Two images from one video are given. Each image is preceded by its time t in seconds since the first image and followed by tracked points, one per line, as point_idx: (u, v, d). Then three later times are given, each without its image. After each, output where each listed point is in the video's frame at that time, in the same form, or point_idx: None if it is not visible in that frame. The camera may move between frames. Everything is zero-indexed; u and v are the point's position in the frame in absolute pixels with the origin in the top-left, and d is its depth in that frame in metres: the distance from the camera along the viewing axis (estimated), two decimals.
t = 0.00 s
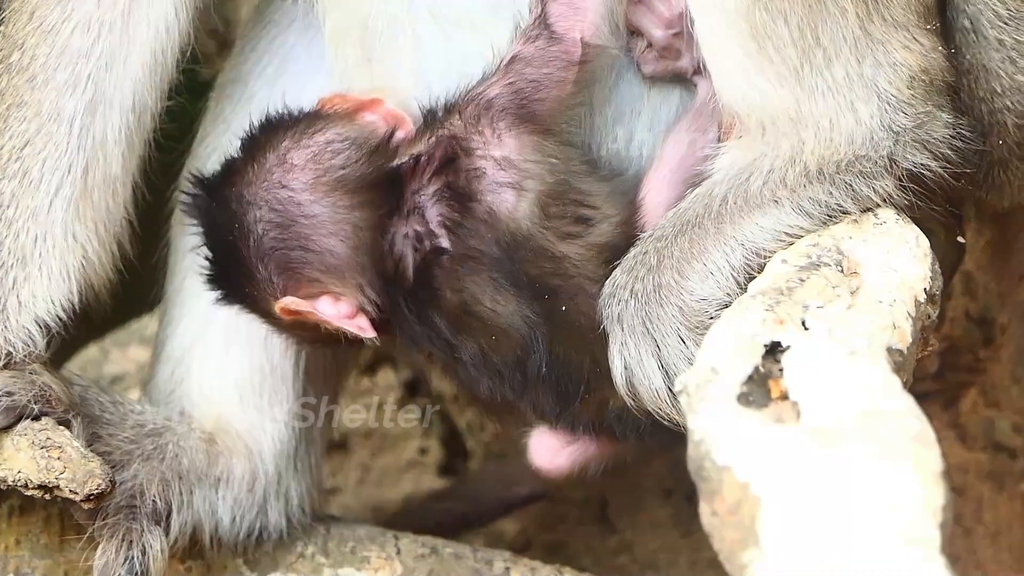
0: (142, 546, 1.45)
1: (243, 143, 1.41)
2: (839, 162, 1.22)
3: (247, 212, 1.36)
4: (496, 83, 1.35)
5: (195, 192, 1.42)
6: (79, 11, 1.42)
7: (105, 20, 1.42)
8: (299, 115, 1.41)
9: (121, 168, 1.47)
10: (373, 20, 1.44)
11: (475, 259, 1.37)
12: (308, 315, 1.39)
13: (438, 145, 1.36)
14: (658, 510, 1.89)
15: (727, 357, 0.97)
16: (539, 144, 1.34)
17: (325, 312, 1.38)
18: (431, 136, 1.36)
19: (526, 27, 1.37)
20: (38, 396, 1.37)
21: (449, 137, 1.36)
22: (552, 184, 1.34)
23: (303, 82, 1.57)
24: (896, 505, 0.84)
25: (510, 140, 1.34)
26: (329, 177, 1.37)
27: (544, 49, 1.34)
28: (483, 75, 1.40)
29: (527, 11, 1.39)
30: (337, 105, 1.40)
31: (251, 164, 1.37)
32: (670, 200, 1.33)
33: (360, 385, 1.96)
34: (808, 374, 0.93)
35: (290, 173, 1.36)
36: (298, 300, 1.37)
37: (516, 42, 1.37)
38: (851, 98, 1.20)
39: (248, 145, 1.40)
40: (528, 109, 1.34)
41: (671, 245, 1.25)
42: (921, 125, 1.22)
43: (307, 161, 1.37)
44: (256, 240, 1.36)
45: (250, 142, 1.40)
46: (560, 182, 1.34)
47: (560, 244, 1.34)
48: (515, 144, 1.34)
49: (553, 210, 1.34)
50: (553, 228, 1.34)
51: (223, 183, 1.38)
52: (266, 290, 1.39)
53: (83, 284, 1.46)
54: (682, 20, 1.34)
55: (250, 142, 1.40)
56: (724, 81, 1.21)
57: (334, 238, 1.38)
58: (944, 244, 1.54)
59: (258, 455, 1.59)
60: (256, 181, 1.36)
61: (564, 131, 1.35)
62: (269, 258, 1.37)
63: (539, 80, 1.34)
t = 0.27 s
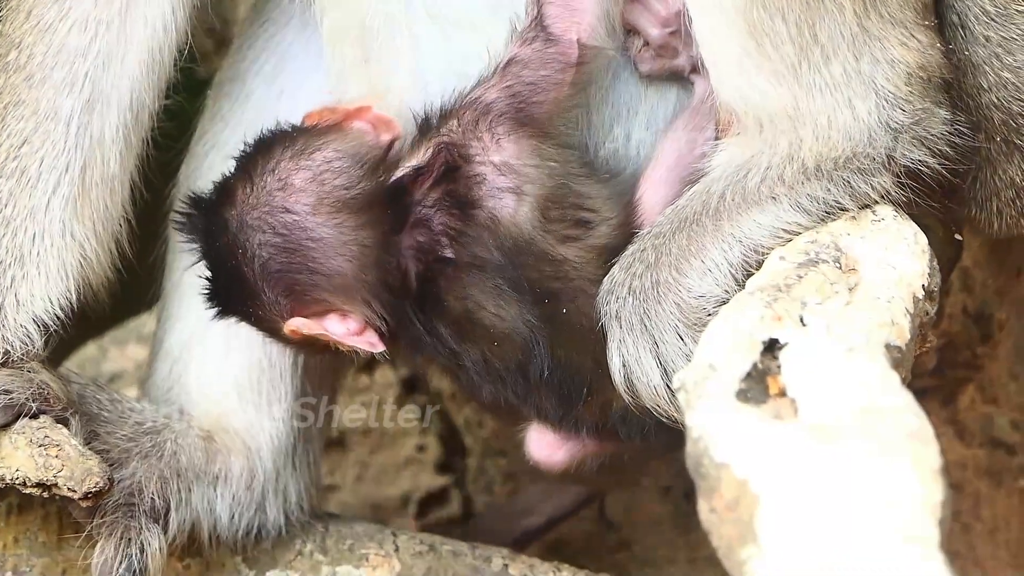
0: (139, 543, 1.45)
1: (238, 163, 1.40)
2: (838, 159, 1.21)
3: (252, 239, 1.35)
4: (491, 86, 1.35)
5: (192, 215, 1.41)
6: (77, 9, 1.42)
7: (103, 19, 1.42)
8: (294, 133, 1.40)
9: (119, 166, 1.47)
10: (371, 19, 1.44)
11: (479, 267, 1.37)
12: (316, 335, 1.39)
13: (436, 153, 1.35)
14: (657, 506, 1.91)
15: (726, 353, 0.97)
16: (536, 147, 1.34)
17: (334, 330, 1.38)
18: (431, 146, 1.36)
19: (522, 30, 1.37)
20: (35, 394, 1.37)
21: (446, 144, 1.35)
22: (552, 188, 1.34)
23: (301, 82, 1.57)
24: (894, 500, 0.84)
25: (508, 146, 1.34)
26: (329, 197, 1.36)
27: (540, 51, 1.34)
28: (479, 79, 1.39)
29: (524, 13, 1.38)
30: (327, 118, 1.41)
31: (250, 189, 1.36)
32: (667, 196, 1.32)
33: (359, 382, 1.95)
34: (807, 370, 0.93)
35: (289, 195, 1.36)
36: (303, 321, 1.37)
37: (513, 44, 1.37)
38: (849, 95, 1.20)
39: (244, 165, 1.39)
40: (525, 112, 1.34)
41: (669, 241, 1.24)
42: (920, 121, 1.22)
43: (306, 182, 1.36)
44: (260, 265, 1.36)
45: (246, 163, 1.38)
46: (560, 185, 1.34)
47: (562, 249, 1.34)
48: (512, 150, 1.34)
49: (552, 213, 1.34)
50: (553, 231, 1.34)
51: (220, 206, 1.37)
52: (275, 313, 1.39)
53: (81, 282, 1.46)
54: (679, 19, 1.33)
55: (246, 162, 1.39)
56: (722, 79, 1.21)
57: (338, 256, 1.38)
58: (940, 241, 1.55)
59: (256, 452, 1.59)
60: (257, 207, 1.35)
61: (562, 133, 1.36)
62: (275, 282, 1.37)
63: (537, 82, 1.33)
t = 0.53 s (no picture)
0: (138, 541, 1.45)
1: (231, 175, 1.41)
2: (837, 156, 1.21)
3: (249, 249, 1.36)
4: (490, 83, 1.35)
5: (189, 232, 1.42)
6: (76, 7, 1.42)
7: (101, 16, 1.41)
8: (284, 140, 1.40)
9: (117, 164, 1.46)
10: (370, 18, 1.43)
11: (476, 269, 1.37)
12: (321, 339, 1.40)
13: (432, 155, 1.35)
14: (655, 505, 1.90)
15: (725, 351, 0.97)
16: (532, 147, 1.34)
17: (338, 335, 1.39)
18: (427, 146, 1.36)
19: (520, 29, 1.37)
20: (34, 392, 1.37)
21: (443, 145, 1.35)
22: (550, 188, 1.33)
23: (298, 79, 1.57)
24: (893, 494, 0.84)
25: (504, 146, 1.34)
26: (323, 200, 1.37)
27: (538, 49, 1.34)
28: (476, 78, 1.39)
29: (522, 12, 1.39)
30: (316, 123, 1.42)
31: (244, 200, 1.37)
32: (662, 195, 1.32)
33: (358, 380, 1.94)
34: (806, 368, 0.93)
35: (282, 202, 1.36)
36: (308, 327, 1.39)
37: (510, 43, 1.37)
38: (849, 91, 1.19)
39: (236, 175, 1.40)
40: (523, 111, 1.34)
41: (667, 238, 1.25)
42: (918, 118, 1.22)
43: (298, 187, 1.37)
44: (260, 273, 1.37)
45: (238, 173, 1.39)
46: (557, 185, 1.33)
47: (559, 250, 1.34)
48: (509, 150, 1.34)
49: (551, 215, 1.33)
50: (551, 232, 1.34)
51: (215, 217, 1.38)
52: (279, 321, 1.40)
53: (80, 280, 1.46)
54: (678, 16, 1.33)
55: (239, 172, 1.40)
56: (721, 77, 1.21)
57: (336, 257, 1.38)
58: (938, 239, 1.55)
59: (254, 450, 1.59)
60: (252, 217, 1.36)
61: (559, 133, 1.35)
62: (277, 289, 1.38)
63: (534, 81, 1.33)
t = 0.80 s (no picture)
0: (137, 537, 1.45)
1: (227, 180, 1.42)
2: (839, 154, 1.21)
3: (249, 253, 1.38)
4: (489, 78, 1.35)
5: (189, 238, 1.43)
6: (75, 4, 1.42)
7: (101, 14, 1.42)
8: (278, 142, 1.41)
9: (117, 161, 1.46)
10: (370, 13, 1.43)
11: (473, 266, 1.36)
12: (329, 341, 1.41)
13: (431, 153, 1.35)
14: (655, 501, 1.91)
15: (724, 347, 0.97)
16: (529, 144, 1.34)
17: (344, 333, 1.40)
18: (425, 143, 1.36)
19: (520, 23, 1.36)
20: (33, 389, 1.37)
21: (440, 142, 1.35)
22: (548, 187, 1.33)
23: (298, 76, 1.57)
24: (891, 490, 0.84)
25: (501, 143, 1.34)
26: (319, 200, 1.38)
27: (537, 44, 1.34)
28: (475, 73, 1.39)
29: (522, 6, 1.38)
30: (309, 124, 1.42)
31: (241, 206, 1.38)
32: (661, 190, 1.32)
33: (356, 377, 1.98)
34: (806, 365, 0.93)
35: (280, 205, 1.38)
36: (312, 328, 1.40)
37: (509, 37, 1.37)
38: (851, 89, 1.20)
39: (232, 179, 1.41)
40: (521, 107, 1.33)
41: (667, 234, 1.24)
42: (919, 117, 1.22)
43: (294, 190, 1.38)
44: (260, 277, 1.39)
45: (234, 178, 1.40)
46: (554, 183, 1.33)
47: (553, 250, 1.33)
48: (507, 147, 1.34)
49: (549, 214, 1.33)
50: (548, 231, 1.33)
51: (214, 224, 1.39)
52: (282, 324, 1.42)
53: (79, 277, 1.46)
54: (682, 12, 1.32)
55: (235, 176, 1.41)
56: (723, 72, 1.20)
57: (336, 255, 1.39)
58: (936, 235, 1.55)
59: (254, 447, 1.59)
60: (250, 222, 1.37)
61: (557, 131, 1.35)
62: (279, 292, 1.40)
63: (533, 76, 1.33)
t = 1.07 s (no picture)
0: (138, 535, 1.46)
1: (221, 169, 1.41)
2: (839, 151, 1.21)
3: (243, 243, 1.37)
4: (483, 75, 1.35)
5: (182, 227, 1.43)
6: (75, 2, 1.42)
7: (102, 12, 1.41)
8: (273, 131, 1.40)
9: (117, 159, 1.46)
10: (371, 11, 1.43)
11: (462, 264, 1.36)
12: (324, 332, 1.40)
13: (426, 146, 1.36)
14: (656, 498, 1.92)
15: (723, 344, 0.97)
16: (521, 142, 1.34)
17: (337, 323, 1.39)
18: (418, 138, 1.37)
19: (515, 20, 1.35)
20: (33, 386, 1.37)
21: (434, 138, 1.36)
22: (537, 187, 1.33)
23: (299, 73, 1.57)
24: (891, 488, 0.84)
25: (491, 141, 1.34)
26: (313, 190, 1.37)
27: (532, 41, 1.33)
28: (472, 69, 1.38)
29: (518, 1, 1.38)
30: (304, 114, 1.41)
31: (235, 195, 1.38)
32: (658, 190, 1.32)
33: (356, 373, 1.99)
34: (805, 361, 0.93)
35: (273, 195, 1.37)
36: (307, 318, 1.38)
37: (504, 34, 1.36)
38: (851, 87, 1.20)
39: (226, 169, 1.40)
40: (513, 104, 1.33)
41: (668, 232, 1.24)
42: (920, 114, 1.21)
43: (288, 179, 1.37)
44: (254, 267, 1.38)
45: (228, 167, 1.40)
46: (544, 183, 1.33)
47: (540, 252, 1.33)
48: (498, 144, 1.34)
49: (538, 215, 1.33)
50: (538, 233, 1.33)
51: (207, 213, 1.39)
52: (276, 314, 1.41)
53: (79, 275, 1.46)
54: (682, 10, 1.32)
55: (228, 166, 1.40)
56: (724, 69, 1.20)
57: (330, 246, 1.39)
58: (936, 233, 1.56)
59: (254, 444, 1.59)
60: (243, 211, 1.37)
61: (549, 128, 1.35)
62: (273, 282, 1.39)
63: (527, 72, 1.32)
